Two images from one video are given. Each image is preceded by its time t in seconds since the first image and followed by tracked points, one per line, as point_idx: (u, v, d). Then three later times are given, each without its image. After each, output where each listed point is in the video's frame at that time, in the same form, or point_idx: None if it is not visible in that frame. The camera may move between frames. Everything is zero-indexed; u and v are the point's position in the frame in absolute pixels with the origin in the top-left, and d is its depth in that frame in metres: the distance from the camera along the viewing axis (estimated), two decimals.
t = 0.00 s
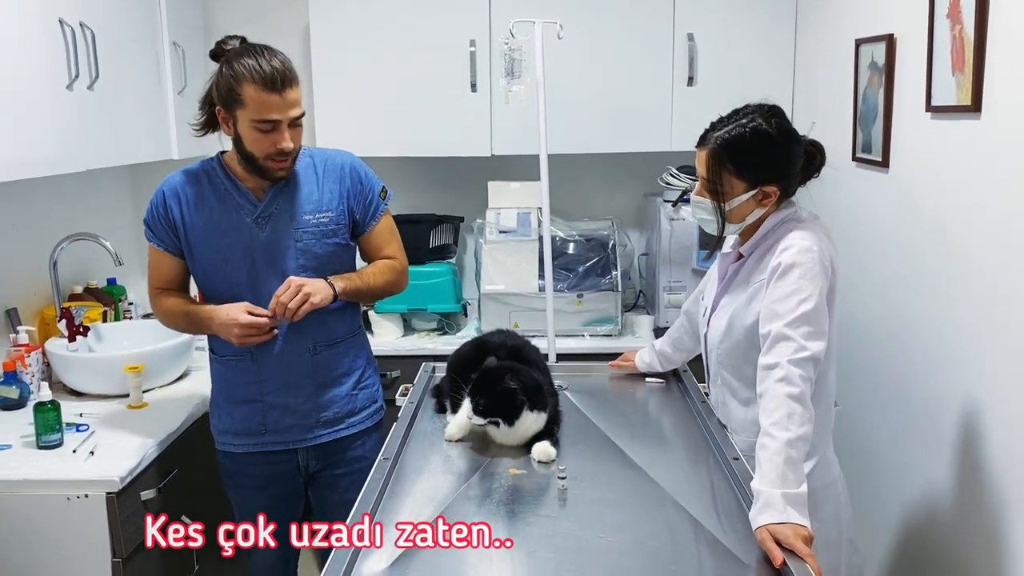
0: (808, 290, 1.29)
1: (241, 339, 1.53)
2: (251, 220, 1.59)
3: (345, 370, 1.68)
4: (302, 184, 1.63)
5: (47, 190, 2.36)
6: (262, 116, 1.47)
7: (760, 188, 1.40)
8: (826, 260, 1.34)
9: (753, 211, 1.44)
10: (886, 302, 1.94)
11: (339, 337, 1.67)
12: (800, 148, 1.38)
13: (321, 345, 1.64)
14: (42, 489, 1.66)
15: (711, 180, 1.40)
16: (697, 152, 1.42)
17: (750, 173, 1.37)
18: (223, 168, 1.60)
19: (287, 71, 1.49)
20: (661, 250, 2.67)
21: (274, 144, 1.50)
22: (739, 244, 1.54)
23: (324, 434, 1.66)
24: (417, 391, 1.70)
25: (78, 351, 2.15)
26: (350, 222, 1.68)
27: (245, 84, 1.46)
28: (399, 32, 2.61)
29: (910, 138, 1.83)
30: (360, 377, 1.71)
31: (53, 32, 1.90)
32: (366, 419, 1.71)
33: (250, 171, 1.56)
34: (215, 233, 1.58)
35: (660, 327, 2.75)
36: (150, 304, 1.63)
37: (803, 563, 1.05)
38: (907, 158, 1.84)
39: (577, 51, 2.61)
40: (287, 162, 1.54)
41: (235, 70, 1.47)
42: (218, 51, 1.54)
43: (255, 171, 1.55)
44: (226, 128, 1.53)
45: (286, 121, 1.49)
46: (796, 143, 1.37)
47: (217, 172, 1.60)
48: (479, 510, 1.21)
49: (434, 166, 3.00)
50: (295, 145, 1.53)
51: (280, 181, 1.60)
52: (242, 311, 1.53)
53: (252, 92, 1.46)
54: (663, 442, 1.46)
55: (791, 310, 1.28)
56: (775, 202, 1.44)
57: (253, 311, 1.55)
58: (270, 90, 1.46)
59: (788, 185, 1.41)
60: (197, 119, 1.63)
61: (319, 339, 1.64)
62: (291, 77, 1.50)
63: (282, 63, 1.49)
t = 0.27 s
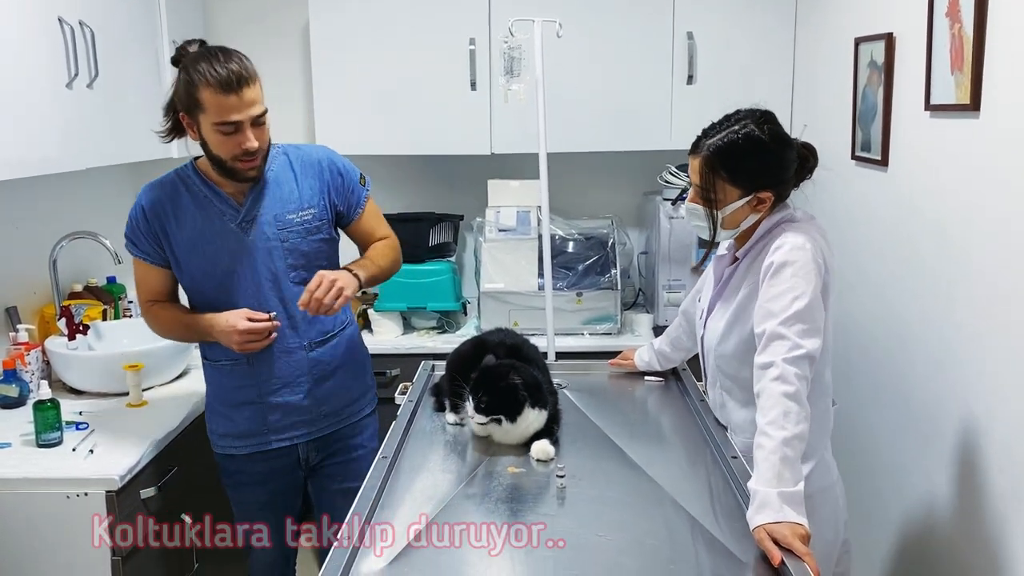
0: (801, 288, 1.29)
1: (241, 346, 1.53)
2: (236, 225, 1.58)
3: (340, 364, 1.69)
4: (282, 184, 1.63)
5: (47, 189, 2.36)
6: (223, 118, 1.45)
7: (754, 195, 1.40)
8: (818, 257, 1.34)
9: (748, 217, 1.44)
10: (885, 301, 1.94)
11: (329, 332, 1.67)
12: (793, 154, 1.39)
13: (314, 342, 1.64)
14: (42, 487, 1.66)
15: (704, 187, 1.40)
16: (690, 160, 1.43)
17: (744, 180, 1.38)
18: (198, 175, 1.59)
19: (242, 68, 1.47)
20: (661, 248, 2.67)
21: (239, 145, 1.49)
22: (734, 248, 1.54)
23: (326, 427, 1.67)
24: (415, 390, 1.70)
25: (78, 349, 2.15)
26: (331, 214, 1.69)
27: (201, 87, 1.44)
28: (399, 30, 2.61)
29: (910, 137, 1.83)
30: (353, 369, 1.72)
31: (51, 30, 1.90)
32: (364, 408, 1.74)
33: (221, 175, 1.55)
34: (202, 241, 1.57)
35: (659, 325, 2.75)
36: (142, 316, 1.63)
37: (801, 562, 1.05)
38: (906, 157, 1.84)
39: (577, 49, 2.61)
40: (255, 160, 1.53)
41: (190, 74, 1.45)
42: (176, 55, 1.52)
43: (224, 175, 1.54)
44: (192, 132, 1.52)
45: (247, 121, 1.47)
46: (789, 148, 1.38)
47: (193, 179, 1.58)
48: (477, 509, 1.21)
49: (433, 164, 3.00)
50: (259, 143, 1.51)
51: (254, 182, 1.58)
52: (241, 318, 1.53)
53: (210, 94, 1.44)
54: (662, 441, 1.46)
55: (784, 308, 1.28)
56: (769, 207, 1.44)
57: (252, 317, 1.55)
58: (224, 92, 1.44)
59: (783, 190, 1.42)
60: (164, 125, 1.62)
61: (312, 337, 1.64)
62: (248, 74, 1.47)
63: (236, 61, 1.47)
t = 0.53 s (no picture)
0: (798, 289, 1.29)
1: (236, 350, 1.46)
2: (244, 221, 1.58)
3: (340, 363, 1.69)
4: (290, 182, 1.63)
5: (46, 188, 2.36)
6: (229, 107, 1.47)
7: (750, 195, 1.41)
8: (815, 257, 1.34)
9: (743, 218, 1.44)
10: (884, 301, 1.94)
11: (330, 331, 1.67)
12: (788, 154, 1.39)
13: (316, 341, 1.65)
14: (41, 487, 1.66)
15: (697, 188, 1.40)
16: (684, 162, 1.43)
17: (739, 181, 1.38)
18: (206, 170, 1.59)
19: (247, 59, 1.49)
20: (660, 248, 2.67)
21: (247, 135, 1.50)
22: (733, 250, 1.54)
23: (326, 428, 1.68)
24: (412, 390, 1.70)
25: (77, 348, 2.15)
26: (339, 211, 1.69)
27: (208, 78, 1.46)
28: (398, 29, 2.61)
29: (909, 137, 1.83)
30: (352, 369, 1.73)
31: (51, 30, 1.90)
32: (364, 409, 1.75)
33: (230, 170, 1.56)
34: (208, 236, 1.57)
35: (659, 325, 2.75)
36: (138, 315, 1.60)
37: (799, 563, 1.05)
38: (905, 157, 1.84)
39: (576, 49, 2.61)
40: (265, 152, 1.54)
41: (196, 66, 1.47)
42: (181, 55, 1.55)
43: (233, 169, 1.55)
44: (200, 127, 1.54)
45: (254, 110, 1.49)
46: (784, 149, 1.38)
47: (201, 174, 1.59)
48: (475, 510, 1.21)
49: (432, 164, 3.00)
50: (266, 134, 1.52)
51: (263, 176, 1.59)
52: (240, 322, 1.47)
53: (217, 84, 1.46)
54: (661, 441, 1.47)
55: (782, 309, 1.28)
56: (765, 208, 1.44)
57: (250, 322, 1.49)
58: (230, 81, 1.46)
59: (777, 191, 1.42)
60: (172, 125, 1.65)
61: (314, 336, 1.65)
62: (253, 65, 1.50)
63: (241, 53, 1.50)
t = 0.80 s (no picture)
0: (798, 293, 1.29)
1: (250, 356, 1.43)
2: (289, 220, 1.59)
3: (361, 374, 1.69)
4: (339, 187, 1.63)
5: (45, 188, 2.36)
6: (291, 100, 1.48)
7: (752, 193, 1.41)
8: (816, 261, 1.35)
9: (742, 216, 1.44)
10: (883, 303, 1.94)
11: (357, 341, 1.67)
12: (795, 161, 1.40)
13: (341, 350, 1.64)
14: (41, 489, 1.66)
15: (704, 179, 1.40)
16: (693, 152, 1.43)
17: (745, 176, 1.38)
18: (260, 164, 1.60)
19: (311, 56, 1.52)
20: (659, 249, 2.68)
21: (305, 129, 1.51)
22: (733, 252, 1.54)
23: (338, 439, 1.67)
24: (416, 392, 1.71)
25: (77, 349, 2.15)
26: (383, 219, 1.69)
27: (271, 71, 1.48)
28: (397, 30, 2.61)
29: (908, 140, 1.84)
30: (371, 382, 1.72)
31: (51, 32, 1.90)
32: (378, 423, 1.74)
33: (283, 166, 1.57)
34: (252, 229, 1.57)
35: (658, 326, 2.75)
36: (162, 296, 1.59)
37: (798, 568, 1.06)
38: (905, 160, 1.85)
39: (576, 50, 2.61)
40: (321, 148, 1.54)
41: (260, 60, 1.50)
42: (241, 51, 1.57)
43: (287, 164, 1.55)
44: (256, 120, 1.55)
45: (315, 105, 1.50)
46: (792, 154, 1.39)
47: (253, 167, 1.60)
48: (475, 514, 1.21)
49: (432, 164, 3.00)
50: (324, 130, 1.53)
51: (315, 175, 1.60)
52: (257, 328, 1.44)
53: (280, 77, 1.48)
54: (660, 443, 1.47)
55: (782, 313, 1.28)
56: (765, 210, 1.44)
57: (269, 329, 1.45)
58: (294, 74, 1.48)
59: (779, 195, 1.42)
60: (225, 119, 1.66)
61: (340, 344, 1.64)
62: (317, 62, 1.52)
63: (305, 50, 1.52)
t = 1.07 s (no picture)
0: (796, 296, 1.30)
1: (272, 354, 1.39)
2: (340, 227, 1.57)
3: (377, 394, 1.68)
4: (396, 203, 1.61)
5: (45, 188, 2.36)
6: (372, 110, 1.43)
7: (754, 192, 1.41)
8: (814, 262, 1.36)
9: (742, 215, 1.44)
10: (880, 304, 1.95)
11: (384, 357, 1.67)
12: (801, 167, 1.41)
13: (366, 363, 1.64)
14: (41, 489, 1.67)
15: (710, 173, 1.41)
16: (703, 147, 1.44)
17: (751, 175, 1.39)
18: (324, 166, 1.59)
19: (400, 67, 1.47)
20: (658, 249, 2.69)
21: (381, 140, 1.45)
22: (733, 254, 1.55)
23: (343, 455, 1.67)
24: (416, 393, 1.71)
25: (77, 349, 2.16)
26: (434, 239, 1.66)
27: (358, 78, 1.44)
28: (396, 30, 2.61)
29: (906, 142, 1.84)
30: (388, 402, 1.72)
31: (51, 32, 1.90)
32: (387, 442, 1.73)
33: (352, 173, 1.53)
34: (302, 227, 1.56)
35: (656, 325, 2.76)
36: (195, 266, 1.56)
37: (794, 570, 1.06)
38: (903, 161, 1.85)
39: (575, 50, 2.61)
40: (394, 161, 1.49)
41: (349, 67, 1.45)
42: (329, 51, 1.53)
43: (356, 172, 1.51)
44: (332, 123, 1.51)
45: (395, 117, 1.45)
46: (800, 160, 1.39)
47: (317, 167, 1.59)
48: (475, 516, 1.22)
49: (430, 164, 3.01)
50: (401, 145, 1.48)
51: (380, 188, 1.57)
52: (285, 328, 1.40)
53: (364, 86, 1.43)
54: (658, 444, 1.48)
55: (780, 316, 1.29)
56: (766, 211, 1.44)
57: (296, 331, 1.41)
58: (381, 85, 1.43)
59: (780, 198, 1.42)
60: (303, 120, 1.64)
61: (367, 358, 1.64)
62: (405, 73, 1.47)
63: (394, 59, 1.47)
